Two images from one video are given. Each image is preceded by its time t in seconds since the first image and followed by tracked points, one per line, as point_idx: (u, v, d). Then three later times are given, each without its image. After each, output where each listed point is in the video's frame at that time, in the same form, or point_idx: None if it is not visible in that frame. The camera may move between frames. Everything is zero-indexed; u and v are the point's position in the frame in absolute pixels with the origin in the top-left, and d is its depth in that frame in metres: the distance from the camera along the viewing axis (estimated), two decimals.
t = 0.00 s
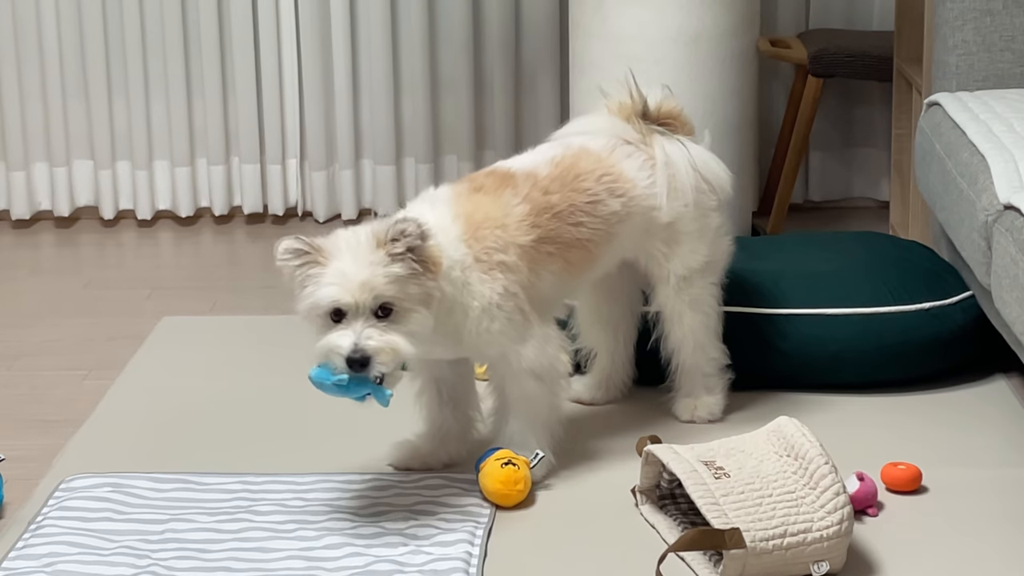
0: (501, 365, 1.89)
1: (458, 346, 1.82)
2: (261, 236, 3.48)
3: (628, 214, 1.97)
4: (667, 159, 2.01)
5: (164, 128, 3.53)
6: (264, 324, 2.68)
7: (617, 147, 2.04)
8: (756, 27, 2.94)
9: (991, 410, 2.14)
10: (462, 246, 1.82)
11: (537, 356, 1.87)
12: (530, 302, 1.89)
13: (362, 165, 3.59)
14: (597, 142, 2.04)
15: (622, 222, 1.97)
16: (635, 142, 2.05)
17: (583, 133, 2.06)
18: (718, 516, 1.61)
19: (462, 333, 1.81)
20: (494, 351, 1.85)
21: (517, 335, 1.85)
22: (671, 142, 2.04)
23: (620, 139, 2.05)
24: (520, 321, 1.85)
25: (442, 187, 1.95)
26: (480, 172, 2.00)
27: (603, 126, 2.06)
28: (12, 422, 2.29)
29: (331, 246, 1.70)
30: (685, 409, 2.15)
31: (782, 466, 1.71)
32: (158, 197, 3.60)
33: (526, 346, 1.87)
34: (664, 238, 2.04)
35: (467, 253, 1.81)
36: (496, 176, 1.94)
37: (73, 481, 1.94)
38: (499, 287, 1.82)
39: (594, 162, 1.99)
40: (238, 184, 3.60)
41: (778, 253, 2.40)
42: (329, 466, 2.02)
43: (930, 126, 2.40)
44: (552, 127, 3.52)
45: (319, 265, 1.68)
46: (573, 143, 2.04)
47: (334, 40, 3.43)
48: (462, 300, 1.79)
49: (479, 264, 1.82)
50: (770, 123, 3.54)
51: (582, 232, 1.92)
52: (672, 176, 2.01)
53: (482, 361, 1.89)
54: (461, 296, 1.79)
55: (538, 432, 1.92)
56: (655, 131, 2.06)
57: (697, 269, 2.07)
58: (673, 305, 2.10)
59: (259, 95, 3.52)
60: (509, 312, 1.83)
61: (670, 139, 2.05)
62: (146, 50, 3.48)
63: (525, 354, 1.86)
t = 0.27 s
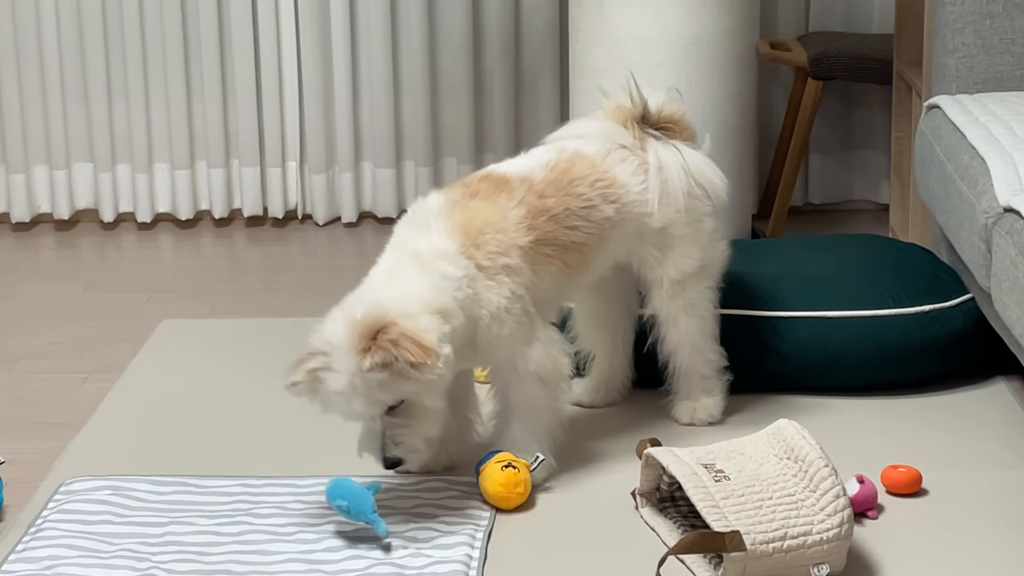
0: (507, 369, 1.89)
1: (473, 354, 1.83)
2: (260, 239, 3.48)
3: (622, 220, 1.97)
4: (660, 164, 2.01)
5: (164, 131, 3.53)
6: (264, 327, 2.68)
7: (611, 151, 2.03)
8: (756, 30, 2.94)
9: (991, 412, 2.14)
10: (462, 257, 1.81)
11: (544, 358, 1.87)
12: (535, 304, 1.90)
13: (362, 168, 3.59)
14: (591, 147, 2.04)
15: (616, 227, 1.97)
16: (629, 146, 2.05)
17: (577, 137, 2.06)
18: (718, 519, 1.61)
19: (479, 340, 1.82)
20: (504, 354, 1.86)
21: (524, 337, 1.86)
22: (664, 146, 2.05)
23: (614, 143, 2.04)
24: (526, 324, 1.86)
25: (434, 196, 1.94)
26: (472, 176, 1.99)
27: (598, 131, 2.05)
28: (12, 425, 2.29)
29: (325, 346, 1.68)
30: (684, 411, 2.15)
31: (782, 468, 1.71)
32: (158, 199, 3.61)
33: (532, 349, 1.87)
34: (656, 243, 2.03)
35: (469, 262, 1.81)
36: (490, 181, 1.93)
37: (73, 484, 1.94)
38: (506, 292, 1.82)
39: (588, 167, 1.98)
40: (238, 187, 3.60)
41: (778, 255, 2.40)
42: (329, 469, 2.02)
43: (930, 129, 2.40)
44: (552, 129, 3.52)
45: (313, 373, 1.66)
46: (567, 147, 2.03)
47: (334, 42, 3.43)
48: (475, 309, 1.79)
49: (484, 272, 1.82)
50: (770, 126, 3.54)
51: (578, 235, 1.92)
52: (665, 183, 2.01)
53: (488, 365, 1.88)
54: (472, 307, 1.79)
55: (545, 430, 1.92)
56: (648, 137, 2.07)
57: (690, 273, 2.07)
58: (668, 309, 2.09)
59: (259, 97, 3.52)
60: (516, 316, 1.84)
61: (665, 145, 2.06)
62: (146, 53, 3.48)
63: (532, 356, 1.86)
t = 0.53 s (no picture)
0: (494, 365, 1.88)
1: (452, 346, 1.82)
2: (260, 241, 3.48)
3: (617, 217, 1.97)
4: (655, 165, 2.02)
5: (164, 133, 3.53)
6: (264, 329, 2.68)
7: (606, 151, 2.04)
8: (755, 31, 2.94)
9: (991, 414, 2.14)
10: (446, 248, 1.82)
11: (531, 354, 1.86)
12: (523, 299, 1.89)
13: (362, 170, 3.59)
14: (587, 146, 2.04)
15: (611, 223, 1.97)
16: (625, 147, 2.05)
17: (572, 136, 2.06)
18: (718, 520, 1.61)
19: (460, 335, 1.82)
20: (490, 350, 1.86)
21: (510, 331, 1.85)
22: (660, 149, 2.04)
23: (610, 143, 2.05)
24: (512, 319, 1.85)
25: (426, 194, 1.96)
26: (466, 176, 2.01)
27: (595, 131, 2.06)
28: (12, 427, 2.29)
29: (304, 330, 1.66)
30: (684, 412, 2.15)
31: (781, 470, 1.71)
32: (158, 202, 3.61)
33: (520, 344, 1.86)
34: (654, 243, 2.04)
35: (453, 253, 1.81)
36: (482, 179, 1.95)
37: (73, 486, 1.94)
38: (488, 286, 1.82)
39: (582, 164, 1.99)
40: (238, 189, 3.60)
41: (778, 257, 2.40)
42: (329, 470, 2.02)
43: (929, 130, 2.40)
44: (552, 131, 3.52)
45: (304, 359, 1.65)
46: (562, 146, 2.04)
47: (334, 45, 3.43)
48: (455, 300, 1.79)
49: (467, 265, 1.82)
50: (770, 127, 3.54)
51: (570, 230, 1.92)
52: (661, 186, 2.01)
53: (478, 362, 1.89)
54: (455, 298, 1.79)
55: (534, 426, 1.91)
56: (648, 140, 2.06)
57: (690, 274, 2.07)
58: (668, 310, 2.10)
59: (259, 99, 3.52)
60: (501, 310, 1.83)
61: (663, 147, 2.06)
62: (146, 55, 3.48)
63: (519, 353, 1.86)
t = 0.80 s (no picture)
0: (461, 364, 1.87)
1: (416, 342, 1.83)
2: (260, 242, 3.48)
3: (619, 219, 1.96)
4: (659, 167, 1.99)
5: (163, 134, 3.53)
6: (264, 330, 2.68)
7: (609, 153, 2.03)
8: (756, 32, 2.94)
9: (992, 415, 2.14)
10: (416, 250, 1.85)
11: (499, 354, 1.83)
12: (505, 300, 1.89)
13: (362, 171, 3.59)
14: (589, 148, 2.03)
15: (613, 226, 1.96)
16: (627, 149, 2.04)
17: (574, 138, 2.05)
18: (718, 521, 1.61)
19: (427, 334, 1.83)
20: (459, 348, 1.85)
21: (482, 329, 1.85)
22: (662, 152, 2.02)
23: (612, 145, 2.03)
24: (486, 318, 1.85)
25: (429, 195, 1.97)
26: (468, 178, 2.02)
27: (597, 133, 2.04)
28: (12, 428, 2.29)
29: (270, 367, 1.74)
30: (685, 414, 2.15)
31: (781, 471, 1.71)
32: (158, 203, 3.61)
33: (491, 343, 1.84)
34: (656, 246, 2.02)
35: (420, 256, 1.84)
36: (477, 182, 1.96)
37: (72, 487, 1.94)
38: (462, 284, 1.83)
39: (584, 167, 1.98)
40: (238, 190, 3.60)
41: (779, 258, 2.40)
42: (329, 471, 2.02)
43: (929, 131, 2.40)
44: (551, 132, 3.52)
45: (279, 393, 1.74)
46: (564, 147, 2.03)
47: (334, 45, 3.43)
48: (417, 310, 1.81)
49: (438, 265, 1.83)
50: (770, 128, 3.54)
51: (568, 232, 1.91)
52: (665, 188, 1.99)
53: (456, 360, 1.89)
54: (420, 299, 1.81)
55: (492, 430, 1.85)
56: (648, 142, 2.05)
57: (694, 277, 2.06)
58: (670, 314, 2.09)
59: (259, 100, 3.53)
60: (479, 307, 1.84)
61: (663, 149, 2.04)
62: (146, 56, 3.48)
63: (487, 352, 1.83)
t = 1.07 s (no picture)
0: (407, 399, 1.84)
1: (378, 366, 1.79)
2: (260, 242, 3.48)
3: (602, 251, 1.95)
4: (637, 178, 1.99)
5: (163, 134, 3.53)
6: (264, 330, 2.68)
7: (590, 176, 2.01)
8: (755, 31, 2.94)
9: (991, 414, 2.14)
10: (416, 262, 1.83)
11: (451, 402, 1.81)
12: (465, 344, 1.86)
13: (362, 171, 3.59)
14: (570, 173, 2.01)
15: (594, 260, 1.95)
16: (605, 166, 2.02)
17: (554, 164, 2.03)
18: (718, 521, 1.61)
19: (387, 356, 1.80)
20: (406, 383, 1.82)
21: (438, 370, 1.82)
22: (640, 159, 2.02)
23: (593, 165, 2.02)
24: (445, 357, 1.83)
25: (421, 220, 1.93)
26: (458, 202, 1.98)
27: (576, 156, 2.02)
28: (12, 428, 2.29)
29: (241, 321, 1.71)
30: (684, 414, 2.15)
31: (781, 470, 1.71)
32: (158, 203, 3.61)
33: (443, 386, 1.82)
34: (642, 252, 2.02)
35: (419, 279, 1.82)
36: (473, 212, 1.92)
37: (72, 487, 1.94)
38: (440, 318, 1.80)
39: (569, 198, 1.96)
40: (238, 190, 3.60)
41: (776, 258, 2.40)
42: (329, 471, 2.02)
43: (929, 131, 2.40)
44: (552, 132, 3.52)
45: (245, 351, 1.70)
46: (545, 176, 2.01)
47: (334, 45, 3.43)
48: (395, 324, 1.79)
49: (427, 296, 1.81)
50: (769, 128, 3.54)
51: (551, 272, 1.90)
52: (644, 198, 1.98)
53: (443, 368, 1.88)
54: (399, 307, 1.79)
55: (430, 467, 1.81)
56: (620, 151, 2.04)
57: (681, 279, 2.06)
58: (660, 316, 2.09)
59: (259, 100, 3.52)
60: (438, 346, 1.82)
61: (637, 156, 2.04)
62: (146, 56, 3.48)
63: (439, 397, 1.81)
